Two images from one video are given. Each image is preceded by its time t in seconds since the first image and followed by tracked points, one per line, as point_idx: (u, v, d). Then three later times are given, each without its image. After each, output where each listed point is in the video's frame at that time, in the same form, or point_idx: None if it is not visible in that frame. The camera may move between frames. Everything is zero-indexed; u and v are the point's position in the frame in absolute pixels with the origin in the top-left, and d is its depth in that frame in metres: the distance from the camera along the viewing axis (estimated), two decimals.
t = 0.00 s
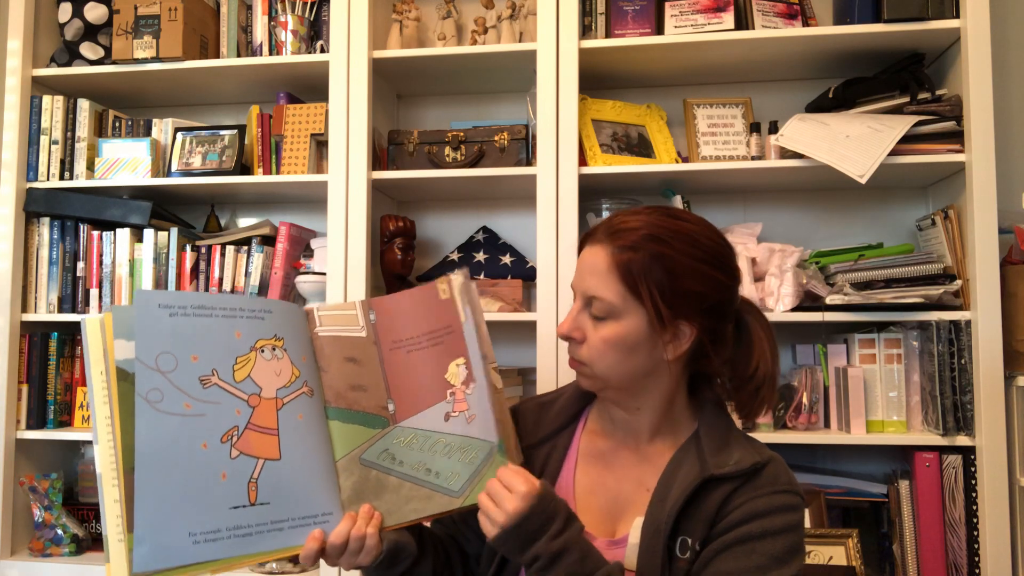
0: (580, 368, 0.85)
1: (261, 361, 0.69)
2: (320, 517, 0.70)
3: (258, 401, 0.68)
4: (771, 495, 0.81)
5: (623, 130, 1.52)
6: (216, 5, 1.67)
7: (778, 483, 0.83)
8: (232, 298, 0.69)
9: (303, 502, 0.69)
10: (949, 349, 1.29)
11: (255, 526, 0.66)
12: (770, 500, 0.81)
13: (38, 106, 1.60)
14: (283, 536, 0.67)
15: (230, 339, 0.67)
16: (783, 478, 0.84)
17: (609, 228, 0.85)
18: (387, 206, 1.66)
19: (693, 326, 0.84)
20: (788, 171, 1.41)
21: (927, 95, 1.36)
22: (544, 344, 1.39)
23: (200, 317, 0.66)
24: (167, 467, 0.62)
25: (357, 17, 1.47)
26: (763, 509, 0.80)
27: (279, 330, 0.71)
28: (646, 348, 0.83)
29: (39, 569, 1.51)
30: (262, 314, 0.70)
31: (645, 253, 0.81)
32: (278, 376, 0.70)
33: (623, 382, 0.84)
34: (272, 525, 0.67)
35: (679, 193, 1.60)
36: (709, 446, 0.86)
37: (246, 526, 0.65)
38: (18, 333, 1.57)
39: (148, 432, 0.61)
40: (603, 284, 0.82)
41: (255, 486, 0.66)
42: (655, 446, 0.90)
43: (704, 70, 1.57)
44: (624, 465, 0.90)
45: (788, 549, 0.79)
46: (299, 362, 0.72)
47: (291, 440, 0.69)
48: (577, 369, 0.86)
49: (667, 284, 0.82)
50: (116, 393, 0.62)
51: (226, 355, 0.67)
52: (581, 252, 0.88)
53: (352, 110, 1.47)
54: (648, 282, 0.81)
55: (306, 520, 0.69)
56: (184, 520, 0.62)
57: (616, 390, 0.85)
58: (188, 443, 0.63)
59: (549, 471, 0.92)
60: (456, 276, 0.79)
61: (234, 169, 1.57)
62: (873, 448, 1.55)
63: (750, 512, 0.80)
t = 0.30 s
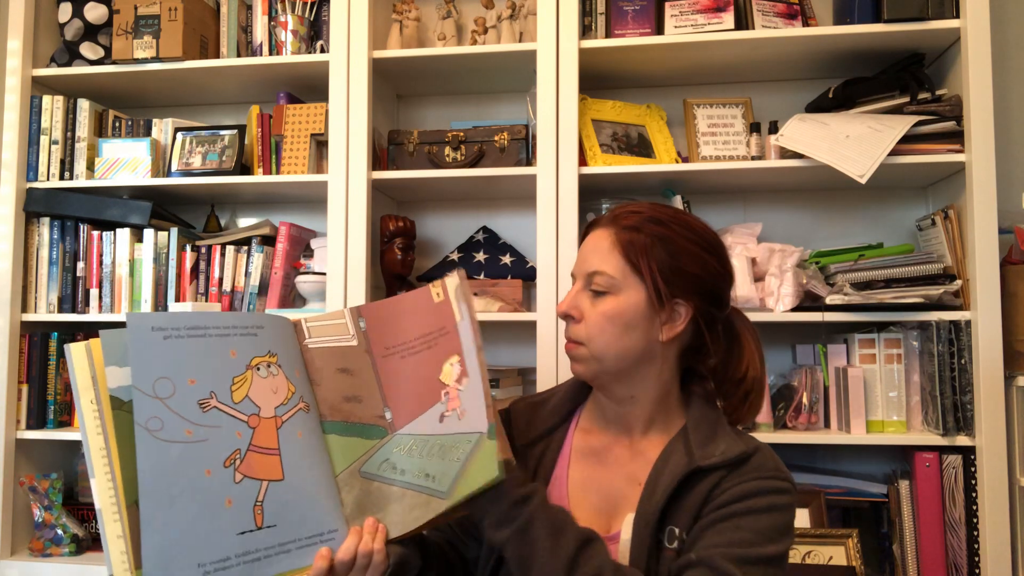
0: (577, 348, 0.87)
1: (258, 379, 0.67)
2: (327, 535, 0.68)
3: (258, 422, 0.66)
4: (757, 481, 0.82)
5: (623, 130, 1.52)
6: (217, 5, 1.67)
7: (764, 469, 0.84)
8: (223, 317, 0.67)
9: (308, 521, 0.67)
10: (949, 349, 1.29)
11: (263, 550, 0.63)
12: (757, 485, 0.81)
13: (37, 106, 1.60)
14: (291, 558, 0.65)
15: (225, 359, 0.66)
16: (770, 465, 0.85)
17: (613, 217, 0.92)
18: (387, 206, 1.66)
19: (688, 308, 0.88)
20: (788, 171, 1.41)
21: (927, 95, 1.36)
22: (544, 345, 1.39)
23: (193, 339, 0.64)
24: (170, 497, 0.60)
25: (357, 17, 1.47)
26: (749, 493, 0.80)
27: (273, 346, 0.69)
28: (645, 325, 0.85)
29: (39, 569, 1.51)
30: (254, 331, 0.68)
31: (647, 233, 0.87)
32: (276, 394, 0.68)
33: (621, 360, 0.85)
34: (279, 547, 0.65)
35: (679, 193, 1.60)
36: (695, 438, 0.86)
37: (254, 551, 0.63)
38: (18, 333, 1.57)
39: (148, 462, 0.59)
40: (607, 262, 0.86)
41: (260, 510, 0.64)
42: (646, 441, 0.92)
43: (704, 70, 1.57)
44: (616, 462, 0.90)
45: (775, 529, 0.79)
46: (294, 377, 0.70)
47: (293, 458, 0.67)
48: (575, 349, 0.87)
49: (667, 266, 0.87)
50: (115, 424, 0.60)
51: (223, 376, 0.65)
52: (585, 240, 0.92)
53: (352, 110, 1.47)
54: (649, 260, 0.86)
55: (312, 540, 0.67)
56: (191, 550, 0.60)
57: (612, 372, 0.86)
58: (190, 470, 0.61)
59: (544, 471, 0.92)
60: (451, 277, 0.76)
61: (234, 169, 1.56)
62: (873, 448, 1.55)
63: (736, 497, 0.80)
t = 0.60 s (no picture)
0: (586, 335, 0.86)
1: (283, 361, 0.64)
2: (340, 522, 0.65)
3: (280, 405, 0.63)
4: (747, 476, 0.82)
5: (623, 130, 1.52)
6: (217, 5, 1.67)
7: (755, 465, 0.83)
8: (254, 295, 0.64)
9: (324, 509, 0.64)
10: (949, 349, 1.29)
11: (277, 537, 0.60)
12: (746, 480, 0.81)
13: (37, 106, 1.60)
14: (303, 546, 0.62)
15: (252, 338, 0.63)
16: (762, 460, 0.84)
17: (625, 215, 0.94)
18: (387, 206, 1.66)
19: (697, 304, 0.92)
20: (788, 171, 1.41)
21: (927, 95, 1.36)
22: (544, 344, 1.39)
23: (223, 314, 0.61)
24: (189, 477, 0.56)
25: (357, 17, 1.47)
26: (738, 488, 0.80)
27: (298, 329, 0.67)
28: (656, 315, 0.87)
29: (39, 569, 1.51)
30: (282, 310, 0.65)
31: (662, 229, 0.91)
32: (298, 377, 0.65)
33: (633, 346, 0.85)
34: (293, 534, 0.61)
35: (679, 192, 1.60)
36: (687, 434, 0.87)
37: (269, 538, 0.59)
38: (18, 333, 1.57)
39: (169, 442, 0.56)
40: (623, 252, 0.88)
41: (277, 496, 0.61)
42: (641, 437, 0.92)
43: (704, 70, 1.57)
44: (610, 458, 0.91)
45: (762, 523, 0.79)
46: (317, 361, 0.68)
47: (313, 445, 0.65)
48: (583, 335, 0.86)
49: (680, 262, 0.90)
50: (136, 400, 0.57)
51: (249, 356, 0.62)
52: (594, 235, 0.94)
53: (352, 110, 1.47)
54: (664, 253, 0.89)
55: (325, 527, 0.64)
56: (206, 535, 0.56)
57: (620, 360, 0.85)
58: (212, 452, 0.58)
59: (539, 467, 0.93)
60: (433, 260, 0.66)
61: (234, 169, 1.56)
62: (873, 448, 1.55)
63: (724, 492, 0.80)
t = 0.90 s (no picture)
0: (595, 333, 0.85)
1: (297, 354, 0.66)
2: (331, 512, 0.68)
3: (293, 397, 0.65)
4: (751, 477, 0.82)
5: (623, 130, 1.52)
6: (217, 5, 1.67)
7: (759, 466, 0.83)
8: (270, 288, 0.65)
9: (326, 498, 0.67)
10: (949, 348, 1.29)
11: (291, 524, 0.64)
12: (749, 481, 0.81)
13: (37, 106, 1.60)
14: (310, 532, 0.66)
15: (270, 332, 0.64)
16: (765, 461, 0.84)
17: (636, 215, 0.94)
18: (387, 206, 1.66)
19: (706, 307, 0.92)
20: (788, 171, 1.41)
21: (927, 95, 1.36)
22: (544, 345, 1.39)
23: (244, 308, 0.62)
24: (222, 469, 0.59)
25: (357, 17, 1.47)
26: (742, 488, 0.81)
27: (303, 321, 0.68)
28: (665, 316, 0.87)
29: (40, 569, 1.51)
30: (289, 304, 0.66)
31: (673, 230, 0.91)
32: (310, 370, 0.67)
33: (642, 346, 0.85)
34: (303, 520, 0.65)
35: (679, 192, 1.60)
36: (690, 435, 0.87)
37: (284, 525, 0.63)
38: (18, 333, 1.57)
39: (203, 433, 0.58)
40: (636, 251, 0.88)
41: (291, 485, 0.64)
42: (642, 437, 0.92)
43: (704, 70, 1.57)
44: (611, 458, 0.91)
45: (766, 524, 0.79)
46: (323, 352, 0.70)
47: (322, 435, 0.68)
48: (592, 333, 0.86)
49: (690, 263, 0.90)
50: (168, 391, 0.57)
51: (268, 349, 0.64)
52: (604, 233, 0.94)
53: (352, 110, 1.46)
54: (676, 255, 0.89)
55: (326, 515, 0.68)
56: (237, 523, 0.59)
57: (628, 360, 0.85)
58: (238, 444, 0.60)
59: (540, 466, 0.92)
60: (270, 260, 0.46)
61: (234, 169, 1.56)
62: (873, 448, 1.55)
63: (727, 493, 0.81)
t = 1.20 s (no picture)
0: (603, 339, 0.85)
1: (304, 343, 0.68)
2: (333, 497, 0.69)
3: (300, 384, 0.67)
4: (752, 482, 0.82)
5: (623, 129, 1.52)
6: (217, 5, 1.67)
7: (760, 470, 0.83)
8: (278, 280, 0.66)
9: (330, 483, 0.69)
10: (949, 348, 1.29)
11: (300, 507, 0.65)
12: (751, 485, 0.81)
13: (37, 106, 1.60)
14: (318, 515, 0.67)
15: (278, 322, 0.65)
16: (767, 465, 0.84)
17: (647, 216, 0.93)
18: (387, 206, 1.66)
19: (713, 314, 0.92)
20: (788, 171, 1.41)
21: (927, 95, 1.36)
22: (544, 345, 1.39)
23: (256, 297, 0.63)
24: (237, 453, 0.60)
25: (357, 17, 1.47)
26: (743, 493, 0.81)
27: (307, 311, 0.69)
28: (673, 323, 0.87)
29: (39, 569, 1.51)
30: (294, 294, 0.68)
31: (685, 236, 0.90)
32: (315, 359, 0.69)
33: (648, 353, 0.85)
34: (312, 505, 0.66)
35: (679, 192, 1.60)
36: (692, 438, 0.87)
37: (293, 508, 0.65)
38: (18, 333, 1.57)
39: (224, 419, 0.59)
40: (646, 257, 0.87)
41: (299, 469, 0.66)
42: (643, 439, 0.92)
43: (704, 70, 1.57)
44: (612, 459, 0.91)
45: (767, 529, 0.79)
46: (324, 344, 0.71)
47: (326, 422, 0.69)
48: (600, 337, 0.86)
49: (701, 269, 0.90)
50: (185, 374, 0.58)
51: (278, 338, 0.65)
52: (614, 234, 0.93)
53: (352, 110, 1.47)
54: (687, 261, 0.88)
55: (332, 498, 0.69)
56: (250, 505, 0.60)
57: (632, 366, 0.85)
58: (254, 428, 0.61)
59: (540, 466, 0.92)
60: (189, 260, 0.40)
61: (234, 169, 1.56)
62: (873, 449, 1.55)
63: (728, 497, 0.81)
